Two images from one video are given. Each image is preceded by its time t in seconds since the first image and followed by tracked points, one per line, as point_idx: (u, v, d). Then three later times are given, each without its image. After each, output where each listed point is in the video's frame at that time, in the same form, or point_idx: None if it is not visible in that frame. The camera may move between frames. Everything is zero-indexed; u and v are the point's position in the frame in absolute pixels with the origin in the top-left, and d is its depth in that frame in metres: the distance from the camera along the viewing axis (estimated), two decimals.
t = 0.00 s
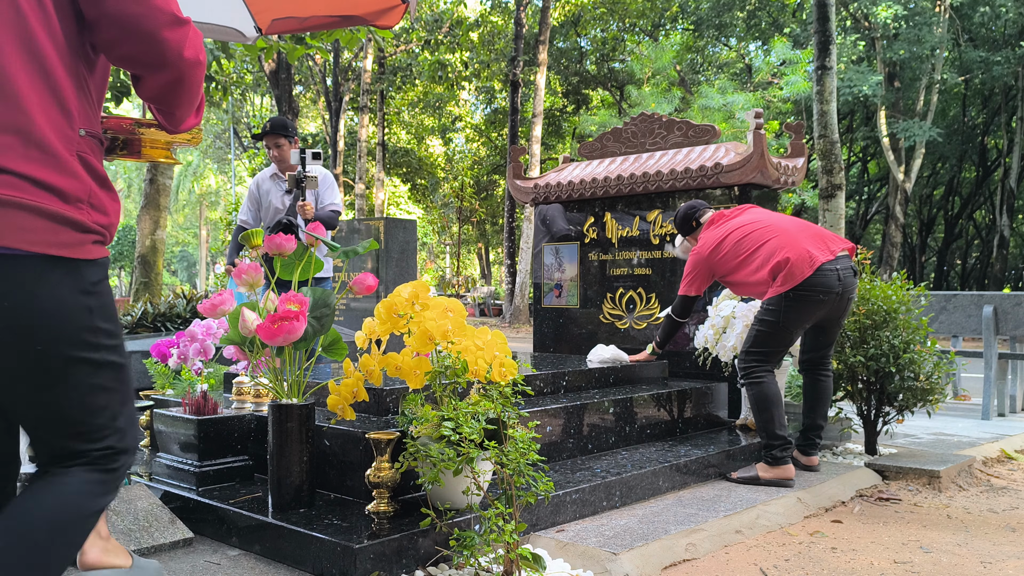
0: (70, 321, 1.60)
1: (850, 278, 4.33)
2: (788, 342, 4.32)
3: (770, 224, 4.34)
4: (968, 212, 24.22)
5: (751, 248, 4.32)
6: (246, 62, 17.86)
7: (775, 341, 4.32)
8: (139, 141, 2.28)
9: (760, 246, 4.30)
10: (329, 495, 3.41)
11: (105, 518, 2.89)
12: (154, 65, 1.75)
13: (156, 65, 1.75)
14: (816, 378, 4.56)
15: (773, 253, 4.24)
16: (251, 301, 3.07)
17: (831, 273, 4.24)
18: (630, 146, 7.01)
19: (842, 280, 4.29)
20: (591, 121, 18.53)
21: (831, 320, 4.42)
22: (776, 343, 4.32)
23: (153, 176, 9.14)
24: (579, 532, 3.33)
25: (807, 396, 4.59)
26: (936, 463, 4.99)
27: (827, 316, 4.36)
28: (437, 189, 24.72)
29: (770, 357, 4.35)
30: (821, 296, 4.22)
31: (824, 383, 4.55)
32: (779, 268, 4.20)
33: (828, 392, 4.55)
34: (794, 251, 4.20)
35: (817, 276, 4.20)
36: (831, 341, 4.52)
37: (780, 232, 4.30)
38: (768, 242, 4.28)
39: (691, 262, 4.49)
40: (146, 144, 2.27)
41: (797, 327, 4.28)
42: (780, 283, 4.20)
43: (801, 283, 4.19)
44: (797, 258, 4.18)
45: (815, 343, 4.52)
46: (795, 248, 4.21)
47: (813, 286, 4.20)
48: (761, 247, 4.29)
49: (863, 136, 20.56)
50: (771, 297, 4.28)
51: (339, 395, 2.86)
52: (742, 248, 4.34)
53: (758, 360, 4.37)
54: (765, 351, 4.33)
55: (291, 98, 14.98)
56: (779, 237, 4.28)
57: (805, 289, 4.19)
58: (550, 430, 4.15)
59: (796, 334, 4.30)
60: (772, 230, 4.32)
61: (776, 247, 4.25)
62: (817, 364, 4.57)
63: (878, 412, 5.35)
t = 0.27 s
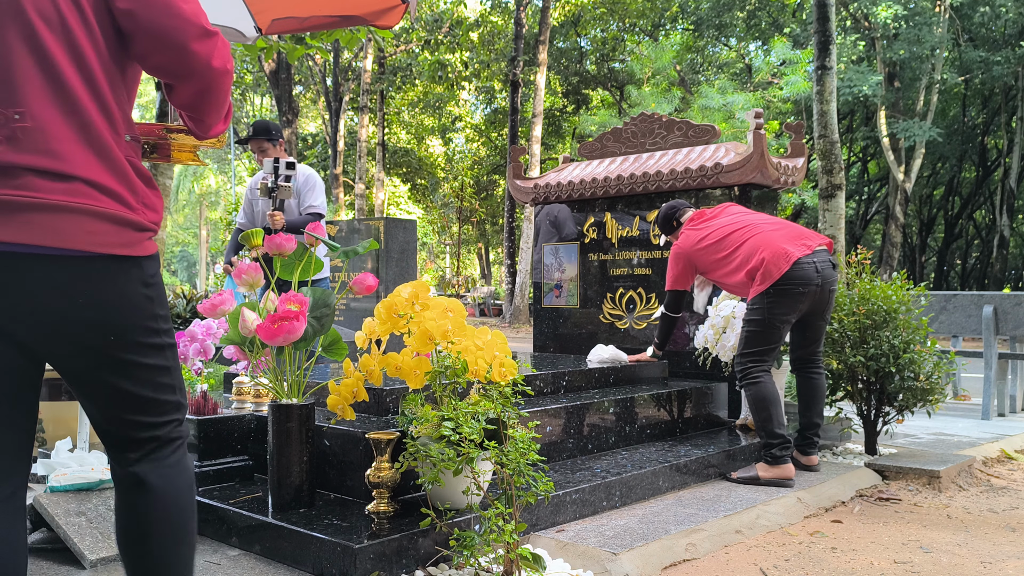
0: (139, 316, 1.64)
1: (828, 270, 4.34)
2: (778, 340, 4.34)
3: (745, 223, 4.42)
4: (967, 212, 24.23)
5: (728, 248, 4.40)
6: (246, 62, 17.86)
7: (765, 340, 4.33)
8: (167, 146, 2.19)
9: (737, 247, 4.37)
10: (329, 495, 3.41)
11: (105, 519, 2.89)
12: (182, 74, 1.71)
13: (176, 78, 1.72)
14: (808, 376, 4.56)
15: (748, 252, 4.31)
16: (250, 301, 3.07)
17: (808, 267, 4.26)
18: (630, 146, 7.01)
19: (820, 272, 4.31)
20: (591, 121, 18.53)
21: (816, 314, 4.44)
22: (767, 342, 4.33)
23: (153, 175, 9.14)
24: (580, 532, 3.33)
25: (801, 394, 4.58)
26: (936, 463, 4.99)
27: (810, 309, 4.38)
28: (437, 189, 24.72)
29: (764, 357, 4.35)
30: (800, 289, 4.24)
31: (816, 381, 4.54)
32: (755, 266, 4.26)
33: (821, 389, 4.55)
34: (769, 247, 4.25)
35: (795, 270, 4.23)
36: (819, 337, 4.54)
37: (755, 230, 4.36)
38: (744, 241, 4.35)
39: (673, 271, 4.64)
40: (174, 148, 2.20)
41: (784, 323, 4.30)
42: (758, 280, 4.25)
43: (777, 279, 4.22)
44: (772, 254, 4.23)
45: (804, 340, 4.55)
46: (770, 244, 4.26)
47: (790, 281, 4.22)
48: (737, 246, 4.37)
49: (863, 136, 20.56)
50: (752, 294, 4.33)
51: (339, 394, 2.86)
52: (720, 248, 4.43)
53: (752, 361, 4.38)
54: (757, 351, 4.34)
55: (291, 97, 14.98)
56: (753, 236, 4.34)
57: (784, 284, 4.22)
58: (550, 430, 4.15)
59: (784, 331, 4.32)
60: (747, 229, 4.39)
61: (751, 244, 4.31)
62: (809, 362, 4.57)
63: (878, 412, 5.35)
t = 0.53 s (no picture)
0: (199, 317, 1.67)
1: (810, 267, 4.39)
2: (770, 338, 4.35)
3: (727, 225, 4.50)
4: (967, 212, 24.25)
5: (711, 250, 4.49)
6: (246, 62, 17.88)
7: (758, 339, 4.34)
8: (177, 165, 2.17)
9: (719, 250, 4.46)
10: (329, 494, 3.41)
11: (105, 518, 2.89)
12: (239, 103, 1.83)
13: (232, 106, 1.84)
14: (800, 375, 4.55)
15: (731, 252, 4.39)
16: (250, 301, 3.07)
17: (789, 264, 4.31)
18: (630, 146, 7.01)
19: (802, 269, 4.36)
20: (591, 121, 18.54)
21: (803, 311, 4.48)
22: (760, 340, 4.34)
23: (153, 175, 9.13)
24: (579, 532, 3.33)
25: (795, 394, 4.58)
26: (936, 463, 4.99)
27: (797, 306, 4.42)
28: (437, 189, 24.74)
29: (762, 355, 4.35)
30: (783, 286, 4.28)
31: (809, 380, 4.54)
32: (739, 265, 4.34)
33: (815, 388, 4.54)
34: (751, 247, 4.33)
35: (776, 266, 4.28)
36: (808, 336, 4.55)
37: (737, 231, 4.44)
38: (727, 242, 4.43)
39: (662, 280, 4.75)
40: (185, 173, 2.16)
41: (773, 320, 4.33)
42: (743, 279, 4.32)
43: (760, 276, 4.28)
44: (754, 253, 4.31)
45: (792, 339, 4.56)
46: (752, 244, 4.34)
47: (773, 278, 4.27)
48: (721, 247, 4.45)
49: (863, 136, 20.56)
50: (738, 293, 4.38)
51: (339, 394, 2.86)
52: (704, 249, 4.52)
53: (751, 360, 4.38)
54: (752, 349, 4.35)
55: (291, 98, 14.97)
56: (735, 236, 4.43)
57: (766, 280, 4.27)
58: (550, 430, 4.15)
59: (774, 328, 4.34)
60: (730, 231, 4.47)
61: (734, 245, 4.39)
62: (802, 361, 4.56)
63: (877, 412, 5.35)
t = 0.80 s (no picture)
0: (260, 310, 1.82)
1: (803, 266, 4.38)
2: (768, 337, 4.33)
3: (721, 226, 4.52)
4: (967, 212, 24.25)
5: (705, 250, 4.51)
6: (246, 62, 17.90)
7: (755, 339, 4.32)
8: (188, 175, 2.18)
9: (713, 251, 4.48)
10: (329, 495, 3.41)
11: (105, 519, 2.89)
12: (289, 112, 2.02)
13: (275, 119, 2.05)
14: (798, 374, 4.54)
15: (725, 252, 4.41)
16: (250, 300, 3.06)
17: (782, 263, 4.32)
18: (630, 146, 7.01)
19: (795, 268, 4.35)
20: (590, 121, 18.54)
21: (797, 311, 4.48)
22: (758, 339, 4.32)
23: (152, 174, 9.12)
24: (580, 532, 3.33)
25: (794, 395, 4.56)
26: (936, 463, 4.99)
27: (792, 306, 4.43)
28: (437, 189, 24.75)
29: (762, 355, 4.33)
30: (776, 285, 4.29)
31: (807, 380, 4.53)
32: (733, 265, 4.36)
33: (814, 388, 4.53)
34: (744, 247, 4.35)
35: (769, 266, 4.29)
36: (804, 335, 4.55)
37: (730, 231, 4.46)
38: (721, 243, 4.45)
39: (657, 280, 4.77)
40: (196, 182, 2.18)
41: (770, 320, 4.33)
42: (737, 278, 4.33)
43: (753, 276, 4.28)
44: (747, 253, 4.32)
45: (788, 338, 4.56)
46: (746, 244, 4.35)
47: (766, 277, 4.27)
48: (715, 248, 4.47)
49: (863, 136, 20.56)
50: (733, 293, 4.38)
51: (339, 394, 2.86)
52: (699, 250, 4.53)
53: (752, 360, 4.36)
54: (750, 348, 4.33)
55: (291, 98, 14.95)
56: (729, 236, 4.45)
57: (759, 280, 4.27)
58: (550, 430, 4.15)
59: (771, 327, 4.34)
60: (724, 231, 4.49)
61: (728, 245, 4.41)
62: (800, 361, 4.55)
63: (878, 412, 5.35)
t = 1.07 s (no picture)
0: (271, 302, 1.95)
1: (801, 267, 4.38)
2: (769, 338, 4.33)
3: (720, 226, 4.53)
4: (967, 212, 24.26)
5: (704, 250, 4.51)
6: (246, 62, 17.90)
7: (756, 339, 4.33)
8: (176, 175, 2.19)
9: (711, 252, 4.48)
10: (329, 494, 3.41)
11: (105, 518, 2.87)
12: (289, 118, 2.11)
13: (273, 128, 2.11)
14: (798, 375, 4.54)
15: (724, 253, 4.41)
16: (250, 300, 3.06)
17: (781, 264, 4.31)
18: (630, 146, 7.01)
19: (794, 269, 4.35)
20: (590, 121, 18.53)
21: (796, 311, 4.48)
22: (758, 340, 4.33)
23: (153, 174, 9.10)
24: (579, 532, 3.33)
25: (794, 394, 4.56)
26: (936, 463, 4.99)
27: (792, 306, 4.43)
28: (436, 189, 24.75)
29: (763, 355, 4.33)
30: (775, 285, 4.28)
31: (808, 381, 4.52)
32: (732, 265, 4.36)
33: (814, 388, 4.53)
34: (744, 247, 4.35)
35: (767, 268, 4.28)
36: (804, 336, 4.55)
37: (729, 232, 4.47)
38: (720, 243, 4.46)
39: (656, 281, 4.77)
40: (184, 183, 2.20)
41: (770, 320, 4.33)
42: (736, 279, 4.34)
43: (752, 276, 4.28)
44: (746, 253, 4.33)
45: (788, 338, 4.56)
46: (744, 244, 4.36)
47: (765, 278, 4.27)
48: (713, 248, 4.48)
49: (863, 136, 20.55)
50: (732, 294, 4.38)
51: (338, 394, 2.86)
52: (697, 250, 4.54)
53: (753, 360, 4.36)
54: (751, 348, 4.33)
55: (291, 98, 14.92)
56: (727, 237, 4.45)
57: (759, 281, 4.27)
58: (550, 430, 4.15)
59: (771, 328, 4.34)
60: (722, 231, 4.50)
61: (727, 245, 4.42)
62: (800, 361, 4.55)
63: (878, 412, 5.35)
